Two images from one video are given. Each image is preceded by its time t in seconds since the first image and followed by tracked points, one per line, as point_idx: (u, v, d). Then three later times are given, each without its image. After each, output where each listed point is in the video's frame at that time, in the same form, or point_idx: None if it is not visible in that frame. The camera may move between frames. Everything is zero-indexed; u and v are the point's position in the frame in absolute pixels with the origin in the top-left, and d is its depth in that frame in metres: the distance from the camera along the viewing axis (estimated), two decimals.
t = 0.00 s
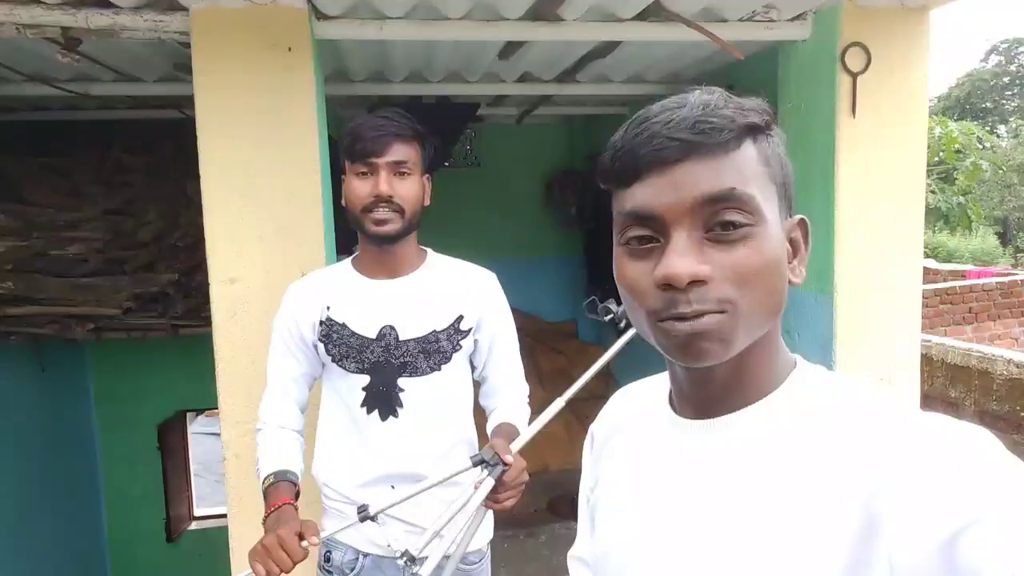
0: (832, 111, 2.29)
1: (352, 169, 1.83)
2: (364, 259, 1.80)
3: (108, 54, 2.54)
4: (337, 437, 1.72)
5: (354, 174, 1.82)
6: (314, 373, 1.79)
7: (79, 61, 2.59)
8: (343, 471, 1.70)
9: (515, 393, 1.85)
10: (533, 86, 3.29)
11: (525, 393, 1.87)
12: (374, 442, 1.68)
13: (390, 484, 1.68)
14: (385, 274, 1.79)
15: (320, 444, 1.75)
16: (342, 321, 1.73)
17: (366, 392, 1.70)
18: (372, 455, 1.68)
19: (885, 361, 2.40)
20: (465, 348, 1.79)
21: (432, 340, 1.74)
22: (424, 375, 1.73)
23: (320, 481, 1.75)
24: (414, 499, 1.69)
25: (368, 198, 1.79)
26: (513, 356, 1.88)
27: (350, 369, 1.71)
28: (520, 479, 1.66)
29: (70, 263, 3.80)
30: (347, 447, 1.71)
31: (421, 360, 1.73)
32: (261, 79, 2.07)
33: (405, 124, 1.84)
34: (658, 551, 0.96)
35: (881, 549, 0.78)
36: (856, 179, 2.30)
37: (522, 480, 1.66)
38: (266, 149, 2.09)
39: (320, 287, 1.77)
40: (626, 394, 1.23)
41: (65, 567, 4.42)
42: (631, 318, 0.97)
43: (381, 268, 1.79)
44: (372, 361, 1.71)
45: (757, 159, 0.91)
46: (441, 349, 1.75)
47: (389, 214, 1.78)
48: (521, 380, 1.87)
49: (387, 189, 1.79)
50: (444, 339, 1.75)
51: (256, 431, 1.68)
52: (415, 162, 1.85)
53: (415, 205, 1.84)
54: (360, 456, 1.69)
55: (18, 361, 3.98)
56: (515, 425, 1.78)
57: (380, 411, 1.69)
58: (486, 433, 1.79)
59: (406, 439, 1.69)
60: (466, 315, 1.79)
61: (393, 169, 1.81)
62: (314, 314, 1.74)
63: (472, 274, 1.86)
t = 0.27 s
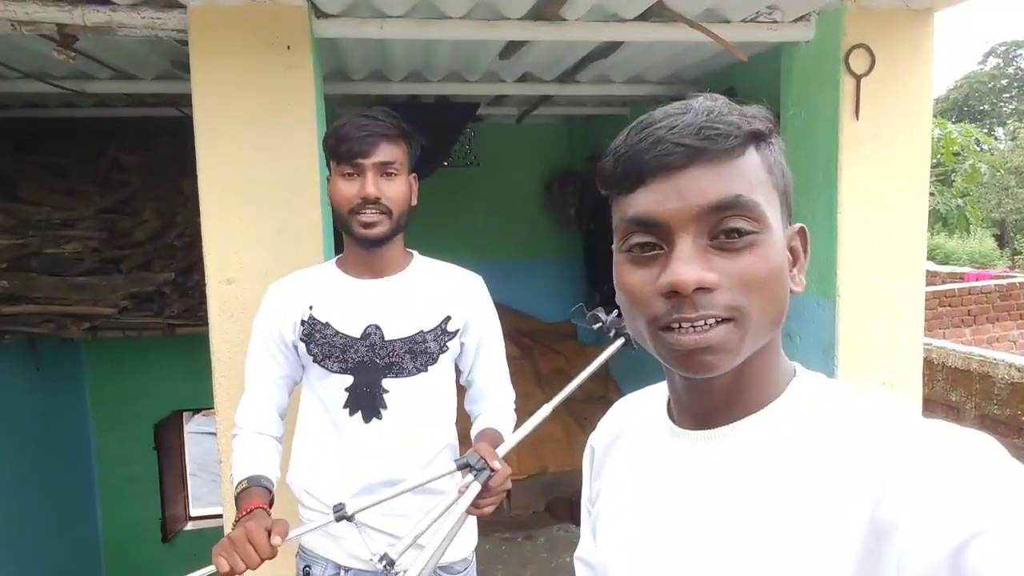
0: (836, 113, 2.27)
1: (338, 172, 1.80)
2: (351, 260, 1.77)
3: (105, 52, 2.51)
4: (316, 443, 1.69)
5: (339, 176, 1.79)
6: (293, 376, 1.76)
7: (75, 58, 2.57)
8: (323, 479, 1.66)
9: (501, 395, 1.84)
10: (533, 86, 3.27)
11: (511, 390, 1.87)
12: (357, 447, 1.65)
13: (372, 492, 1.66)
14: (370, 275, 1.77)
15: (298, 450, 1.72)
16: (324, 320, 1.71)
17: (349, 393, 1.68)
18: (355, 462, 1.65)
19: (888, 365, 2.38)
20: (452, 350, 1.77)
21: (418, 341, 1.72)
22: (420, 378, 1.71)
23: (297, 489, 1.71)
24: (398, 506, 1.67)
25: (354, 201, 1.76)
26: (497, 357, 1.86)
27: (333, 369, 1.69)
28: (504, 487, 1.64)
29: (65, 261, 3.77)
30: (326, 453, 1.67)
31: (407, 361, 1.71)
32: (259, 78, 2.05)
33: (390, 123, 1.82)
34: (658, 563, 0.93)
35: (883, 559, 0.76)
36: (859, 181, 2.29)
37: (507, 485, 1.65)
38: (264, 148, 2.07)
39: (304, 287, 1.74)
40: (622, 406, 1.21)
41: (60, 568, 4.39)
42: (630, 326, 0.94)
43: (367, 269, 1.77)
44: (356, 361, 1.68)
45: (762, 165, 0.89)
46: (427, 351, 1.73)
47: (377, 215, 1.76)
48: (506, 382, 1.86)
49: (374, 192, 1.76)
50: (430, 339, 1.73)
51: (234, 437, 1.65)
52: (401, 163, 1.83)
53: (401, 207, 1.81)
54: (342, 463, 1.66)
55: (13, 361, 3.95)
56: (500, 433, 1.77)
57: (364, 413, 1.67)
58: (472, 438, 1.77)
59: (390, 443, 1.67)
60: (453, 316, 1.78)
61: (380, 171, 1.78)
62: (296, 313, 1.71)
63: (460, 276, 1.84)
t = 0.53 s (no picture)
0: (839, 113, 2.27)
1: (336, 164, 1.80)
2: (343, 258, 1.76)
3: (106, 47, 2.50)
4: (309, 446, 1.66)
5: (336, 169, 1.79)
6: (283, 380, 1.73)
7: (76, 53, 2.56)
8: (317, 482, 1.64)
9: (489, 392, 1.83)
10: (534, 86, 3.26)
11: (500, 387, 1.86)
12: (353, 449, 1.65)
13: (369, 495, 1.65)
14: (361, 273, 1.75)
15: (289, 453, 1.69)
16: (318, 321, 1.69)
17: (344, 395, 1.67)
18: (351, 465, 1.64)
19: (889, 365, 2.37)
20: (446, 350, 1.77)
21: (414, 342, 1.72)
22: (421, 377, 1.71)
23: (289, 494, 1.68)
24: (394, 509, 1.66)
25: (349, 195, 1.75)
26: (488, 357, 1.85)
27: (328, 371, 1.67)
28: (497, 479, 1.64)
29: (64, 258, 3.75)
30: (319, 457, 1.65)
31: (403, 362, 1.70)
32: (260, 73, 2.04)
33: (395, 123, 1.81)
34: (657, 559, 0.93)
35: (879, 557, 0.74)
36: (861, 182, 2.28)
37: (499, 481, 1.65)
38: (265, 144, 2.06)
39: (299, 287, 1.72)
40: (624, 401, 1.20)
41: (56, 567, 4.37)
42: (631, 321, 0.94)
43: (358, 268, 1.75)
44: (352, 362, 1.67)
45: (762, 158, 0.88)
46: (422, 351, 1.72)
47: (369, 213, 1.75)
48: (496, 380, 1.85)
49: (369, 189, 1.76)
50: (426, 340, 1.73)
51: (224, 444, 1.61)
52: (401, 163, 1.82)
53: (394, 207, 1.80)
54: (338, 466, 1.64)
55: (11, 358, 3.93)
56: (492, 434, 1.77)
57: (360, 415, 1.66)
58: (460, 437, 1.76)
59: (387, 445, 1.66)
60: (447, 316, 1.77)
61: (377, 168, 1.78)
62: (290, 314, 1.69)
63: (455, 277, 1.84)
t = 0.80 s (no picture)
0: (841, 115, 2.26)
1: (340, 165, 1.78)
2: (349, 259, 1.75)
3: (106, 45, 2.50)
4: (312, 446, 1.65)
5: (341, 170, 1.78)
6: (289, 379, 1.71)
7: (77, 52, 2.55)
8: (320, 481, 1.64)
9: (489, 396, 1.83)
10: (536, 87, 3.26)
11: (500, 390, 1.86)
12: (357, 449, 1.64)
13: (371, 493, 1.64)
14: (367, 273, 1.75)
15: (292, 452, 1.68)
16: (322, 322, 1.69)
17: (349, 395, 1.66)
18: (355, 466, 1.64)
19: (890, 367, 2.36)
20: (448, 351, 1.76)
21: (418, 343, 1.71)
22: (423, 377, 1.70)
23: (291, 493, 1.67)
24: (397, 507, 1.66)
25: (355, 195, 1.75)
26: (489, 358, 1.84)
27: (332, 371, 1.66)
28: (505, 478, 1.64)
29: (64, 257, 3.75)
30: (323, 457, 1.64)
31: (407, 362, 1.70)
32: (261, 72, 2.03)
33: (397, 122, 1.80)
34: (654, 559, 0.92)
35: (876, 554, 0.75)
36: (864, 184, 2.27)
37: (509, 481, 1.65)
38: (266, 143, 2.06)
39: (302, 287, 1.71)
40: (617, 400, 1.18)
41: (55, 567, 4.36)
42: (628, 321, 0.93)
43: (364, 267, 1.75)
44: (356, 363, 1.67)
45: (761, 159, 0.88)
46: (426, 352, 1.72)
47: (378, 212, 1.75)
48: (498, 383, 1.85)
49: (376, 187, 1.75)
50: (429, 341, 1.72)
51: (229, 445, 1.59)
52: (404, 161, 1.82)
53: (400, 205, 1.79)
54: (341, 466, 1.64)
55: (10, 357, 3.92)
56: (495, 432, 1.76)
57: (363, 415, 1.65)
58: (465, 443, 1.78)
59: (390, 445, 1.65)
60: (450, 317, 1.77)
61: (383, 167, 1.77)
62: (295, 314, 1.68)
63: (458, 277, 1.83)
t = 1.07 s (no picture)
0: (843, 114, 2.26)
1: (345, 164, 1.78)
2: (358, 255, 1.74)
3: (108, 43, 2.49)
4: (320, 443, 1.65)
5: (346, 168, 1.78)
6: (297, 375, 1.72)
7: (78, 50, 2.55)
8: (326, 477, 1.64)
9: (497, 394, 1.83)
10: (537, 86, 3.26)
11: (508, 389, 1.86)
12: (364, 447, 1.64)
13: (376, 489, 1.64)
14: (374, 270, 1.74)
15: (300, 446, 1.69)
16: (330, 319, 1.68)
17: (355, 392, 1.66)
18: (361, 462, 1.63)
19: (891, 366, 2.36)
20: (454, 349, 1.76)
21: (425, 340, 1.71)
22: (426, 374, 1.70)
23: (298, 487, 1.68)
24: (401, 503, 1.66)
25: (361, 192, 1.74)
26: (496, 358, 1.84)
27: (339, 368, 1.66)
28: (518, 473, 1.63)
29: (64, 256, 3.75)
30: (330, 454, 1.64)
31: (413, 360, 1.69)
32: (262, 69, 2.03)
33: (398, 117, 1.80)
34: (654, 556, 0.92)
35: (875, 551, 0.75)
36: (865, 183, 2.27)
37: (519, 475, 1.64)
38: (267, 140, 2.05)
39: (309, 284, 1.71)
40: (618, 395, 1.18)
41: (54, 566, 4.36)
42: (629, 319, 0.92)
43: (370, 264, 1.74)
44: (362, 360, 1.66)
45: (761, 154, 0.87)
46: (432, 349, 1.72)
47: (385, 207, 1.74)
48: (505, 381, 1.85)
49: (381, 183, 1.75)
50: (436, 339, 1.72)
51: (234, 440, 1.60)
52: (408, 156, 1.81)
53: (407, 201, 1.79)
54: (348, 462, 1.64)
55: (10, 356, 3.92)
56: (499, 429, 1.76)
57: (369, 412, 1.65)
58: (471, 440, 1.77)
59: (395, 442, 1.65)
60: (457, 316, 1.76)
61: (387, 163, 1.77)
62: (302, 311, 1.68)
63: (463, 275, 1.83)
